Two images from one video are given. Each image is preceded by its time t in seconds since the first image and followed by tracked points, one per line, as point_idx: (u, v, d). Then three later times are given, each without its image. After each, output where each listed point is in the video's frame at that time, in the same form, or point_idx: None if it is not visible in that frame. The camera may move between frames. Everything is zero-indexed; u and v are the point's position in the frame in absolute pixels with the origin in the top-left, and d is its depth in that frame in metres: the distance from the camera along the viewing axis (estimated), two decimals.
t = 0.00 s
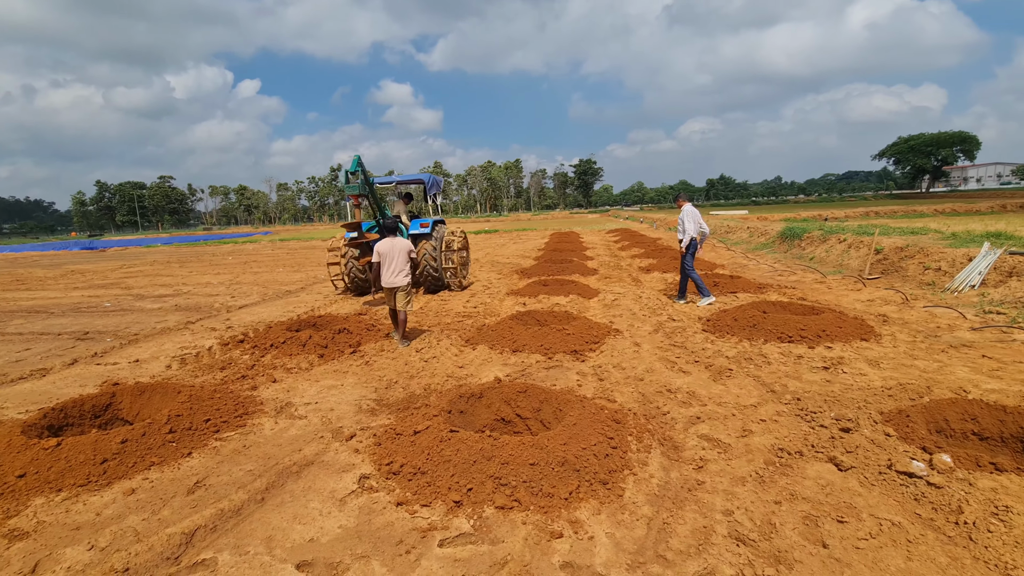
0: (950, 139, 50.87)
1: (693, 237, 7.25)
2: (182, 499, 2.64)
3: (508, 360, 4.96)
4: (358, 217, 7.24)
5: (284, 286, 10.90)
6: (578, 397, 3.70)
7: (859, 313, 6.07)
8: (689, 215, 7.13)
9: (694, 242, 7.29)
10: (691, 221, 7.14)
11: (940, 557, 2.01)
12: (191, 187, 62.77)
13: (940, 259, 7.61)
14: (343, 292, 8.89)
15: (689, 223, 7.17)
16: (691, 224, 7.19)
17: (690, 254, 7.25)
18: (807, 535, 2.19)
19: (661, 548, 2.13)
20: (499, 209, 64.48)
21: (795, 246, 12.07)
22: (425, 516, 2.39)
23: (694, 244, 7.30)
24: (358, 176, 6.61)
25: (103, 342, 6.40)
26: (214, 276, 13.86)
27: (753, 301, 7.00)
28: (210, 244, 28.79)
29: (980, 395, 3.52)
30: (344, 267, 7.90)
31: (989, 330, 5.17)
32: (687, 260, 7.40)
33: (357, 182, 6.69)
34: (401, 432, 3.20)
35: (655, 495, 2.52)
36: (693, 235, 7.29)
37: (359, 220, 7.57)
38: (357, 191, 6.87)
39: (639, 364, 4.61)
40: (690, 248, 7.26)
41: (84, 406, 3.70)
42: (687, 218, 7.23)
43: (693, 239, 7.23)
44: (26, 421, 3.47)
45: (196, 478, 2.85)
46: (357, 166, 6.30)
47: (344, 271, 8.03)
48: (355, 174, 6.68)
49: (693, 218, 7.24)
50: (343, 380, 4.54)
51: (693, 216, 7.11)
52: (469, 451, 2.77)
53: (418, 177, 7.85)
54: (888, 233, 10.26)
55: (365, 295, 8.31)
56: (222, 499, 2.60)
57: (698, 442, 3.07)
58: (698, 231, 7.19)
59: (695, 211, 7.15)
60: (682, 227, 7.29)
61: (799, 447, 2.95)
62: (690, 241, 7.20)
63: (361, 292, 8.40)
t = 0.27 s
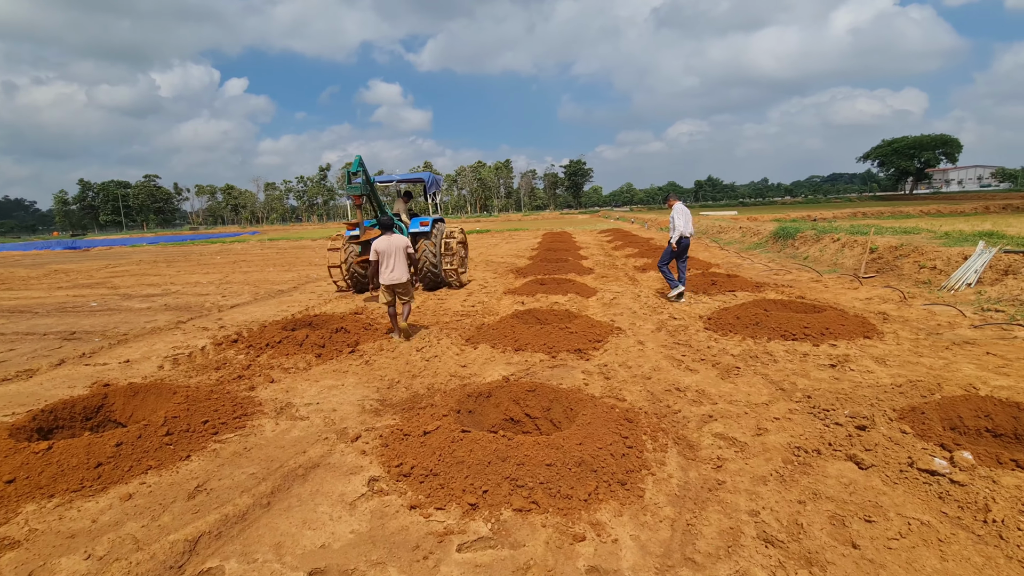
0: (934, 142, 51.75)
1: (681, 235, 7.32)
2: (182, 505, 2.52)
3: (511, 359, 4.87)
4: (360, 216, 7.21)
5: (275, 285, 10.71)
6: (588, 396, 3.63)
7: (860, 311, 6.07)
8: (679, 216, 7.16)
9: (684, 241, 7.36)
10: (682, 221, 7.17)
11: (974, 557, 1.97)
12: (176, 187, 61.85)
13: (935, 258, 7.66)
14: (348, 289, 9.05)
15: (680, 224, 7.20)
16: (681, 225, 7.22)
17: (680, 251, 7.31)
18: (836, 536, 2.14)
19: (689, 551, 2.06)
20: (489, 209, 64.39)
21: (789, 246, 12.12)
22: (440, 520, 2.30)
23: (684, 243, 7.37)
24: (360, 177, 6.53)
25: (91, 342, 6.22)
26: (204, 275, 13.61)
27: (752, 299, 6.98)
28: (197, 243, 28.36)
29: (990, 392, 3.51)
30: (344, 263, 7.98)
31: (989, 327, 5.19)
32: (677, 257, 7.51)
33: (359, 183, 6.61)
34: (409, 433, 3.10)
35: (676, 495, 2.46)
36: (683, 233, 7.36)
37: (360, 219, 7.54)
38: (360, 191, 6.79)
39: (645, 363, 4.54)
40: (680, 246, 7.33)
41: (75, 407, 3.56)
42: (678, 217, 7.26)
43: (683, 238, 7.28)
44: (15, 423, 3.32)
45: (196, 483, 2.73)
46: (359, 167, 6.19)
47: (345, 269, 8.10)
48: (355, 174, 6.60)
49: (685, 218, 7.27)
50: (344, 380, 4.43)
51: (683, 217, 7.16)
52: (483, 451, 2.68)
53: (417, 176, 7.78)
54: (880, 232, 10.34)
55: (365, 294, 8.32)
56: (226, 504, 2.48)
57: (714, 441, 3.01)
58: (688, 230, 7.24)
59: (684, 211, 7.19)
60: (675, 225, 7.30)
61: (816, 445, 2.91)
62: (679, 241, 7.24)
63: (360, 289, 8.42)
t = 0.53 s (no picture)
0: (925, 150, 52.35)
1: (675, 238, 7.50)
2: (191, 509, 2.43)
3: (519, 361, 4.79)
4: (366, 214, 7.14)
5: (272, 283, 10.58)
6: (602, 400, 3.56)
7: (865, 316, 6.06)
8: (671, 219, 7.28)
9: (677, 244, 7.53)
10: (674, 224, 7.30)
11: (1011, 569, 1.93)
12: (168, 182, 61.28)
13: (936, 265, 7.69)
14: (354, 284, 9.07)
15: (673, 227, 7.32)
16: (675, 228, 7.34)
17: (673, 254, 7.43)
18: (868, 546, 2.09)
19: (721, 561, 2.01)
20: (484, 209, 64.32)
21: (788, 250, 12.16)
22: (461, 527, 2.23)
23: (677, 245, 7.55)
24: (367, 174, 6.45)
25: (86, 338, 6.07)
26: (198, 272, 13.41)
27: (756, 303, 6.96)
28: (189, 239, 28.08)
29: (1006, 400, 3.49)
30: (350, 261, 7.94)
31: (996, 334, 5.19)
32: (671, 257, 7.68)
33: (366, 180, 6.54)
34: (422, 435, 3.02)
35: (701, 503, 2.41)
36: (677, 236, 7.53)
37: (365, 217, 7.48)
38: (366, 188, 6.71)
39: (655, 366, 4.49)
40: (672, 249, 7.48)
41: (74, 406, 3.45)
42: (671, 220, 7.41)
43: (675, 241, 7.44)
44: (12, 422, 3.21)
45: (204, 486, 2.63)
46: (367, 165, 6.10)
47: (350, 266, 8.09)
48: (362, 172, 6.52)
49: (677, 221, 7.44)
50: (349, 380, 4.34)
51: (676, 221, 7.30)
52: (501, 456, 2.61)
53: (423, 176, 7.76)
54: (880, 238, 10.38)
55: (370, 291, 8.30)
56: (237, 509, 2.39)
57: (733, 448, 2.97)
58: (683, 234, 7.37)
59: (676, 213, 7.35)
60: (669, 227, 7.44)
61: (837, 453, 2.87)
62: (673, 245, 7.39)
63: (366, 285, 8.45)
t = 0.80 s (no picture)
0: (923, 163, 52.71)
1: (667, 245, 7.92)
2: (209, 506, 2.36)
3: (532, 362, 4.74)
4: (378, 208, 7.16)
5: (274, 277, 10.48)
6: (621, 404, 3.51)
7: (875, 327, 6.05)
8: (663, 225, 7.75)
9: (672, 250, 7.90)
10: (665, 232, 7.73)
11: None
12: (166, 172, 60.90)
13: (944, 277, 7.70)
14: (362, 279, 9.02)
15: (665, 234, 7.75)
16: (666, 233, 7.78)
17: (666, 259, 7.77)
18: (906, 562, 2.05)
19: (759, 574, 1.97)
20: (484, 209, 64.24)
21: (791, 259, 12.18)
22: (490, 532, 2.17)
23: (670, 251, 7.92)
24: (382, 171, 6.46)
25: (88, 328, 5.98)
26: (198, 263, 13.29)
27: (765, 311, 6.94)
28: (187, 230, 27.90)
29: None
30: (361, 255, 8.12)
31: (1008, 348, 5.18)
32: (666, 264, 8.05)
33: (381, 176, 6.52)
34: (442, 437, 2.96)
35: (732, 513, 2.36)
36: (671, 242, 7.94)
37: (377, 212, 7.52)
38: (380, 184, 6.69)
39: (670, 371, 4.45)
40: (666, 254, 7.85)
41: (84, 397, 3.37)
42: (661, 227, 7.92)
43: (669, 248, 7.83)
44: (20, 412, 3.13)
45: (221, 483, 2.57)
46: (381, 162, 6.08)
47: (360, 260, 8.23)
48: (377, 168, 6.50)
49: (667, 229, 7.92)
50: (361, 377, 4.28)
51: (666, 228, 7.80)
52: (527, 460, 2.56)
53: (435, 174, 7.87)
54: (884, 250, 10.41)
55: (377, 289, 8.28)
56: (258, 507, 2.33)
57: (758, 457, 2.93)
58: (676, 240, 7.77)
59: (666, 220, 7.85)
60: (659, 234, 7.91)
61: (864, 465, 2.83)
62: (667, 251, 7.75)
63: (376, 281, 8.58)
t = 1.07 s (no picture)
0: (920, 166, 52.95)
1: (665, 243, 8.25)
2: (236, 518, 2.29)
3: (548, 367, 4.69)
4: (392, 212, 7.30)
5: (279, 280, 10.41)
6: (646, 410, 3.46)
7: (889, 331, 6.01)
8: (656, 223, 8.21)
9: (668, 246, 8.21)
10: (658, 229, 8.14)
11: None
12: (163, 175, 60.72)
13: (954, 280, 7.68)
14: (371, 280, 9.10)
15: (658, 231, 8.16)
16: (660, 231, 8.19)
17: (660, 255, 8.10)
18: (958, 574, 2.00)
19: None
20: (482, 212, 64.22)
21: (796, 261, 12.16)
22: (528, 544, 2.11)
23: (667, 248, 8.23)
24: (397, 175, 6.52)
25: (94, 332, 5.90)
26: (200, 266, 13.20)
27: (776, 314, 6.90)
28: (186, 232, 27.78)
29: None
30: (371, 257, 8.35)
31: None
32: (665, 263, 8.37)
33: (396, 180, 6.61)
34: (468, 444, 2.90)
35: (772, 523, 2.31)
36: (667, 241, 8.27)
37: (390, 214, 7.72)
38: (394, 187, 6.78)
39: (689, 375, 4.40)
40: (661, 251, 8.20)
41: (99, 404, 3.30)
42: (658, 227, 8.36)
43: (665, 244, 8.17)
44: (35, 419, 3.06)
45: (246, 493, 2.50)
46: (397, 167, 6.18)
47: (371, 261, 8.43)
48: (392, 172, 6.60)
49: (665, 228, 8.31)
50: (377, 383, 4.21)
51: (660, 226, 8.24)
52: (560, 469, 2.50)
53: (444, 178, 8.09)
54: (890, 252, 10.41)
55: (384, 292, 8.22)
56: (288, 519, 2.27)
57: (790, 464, 2.88)
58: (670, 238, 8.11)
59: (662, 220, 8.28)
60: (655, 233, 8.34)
61: (898, 472, 2.79)
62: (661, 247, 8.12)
63: (383, 282, 8.79)
